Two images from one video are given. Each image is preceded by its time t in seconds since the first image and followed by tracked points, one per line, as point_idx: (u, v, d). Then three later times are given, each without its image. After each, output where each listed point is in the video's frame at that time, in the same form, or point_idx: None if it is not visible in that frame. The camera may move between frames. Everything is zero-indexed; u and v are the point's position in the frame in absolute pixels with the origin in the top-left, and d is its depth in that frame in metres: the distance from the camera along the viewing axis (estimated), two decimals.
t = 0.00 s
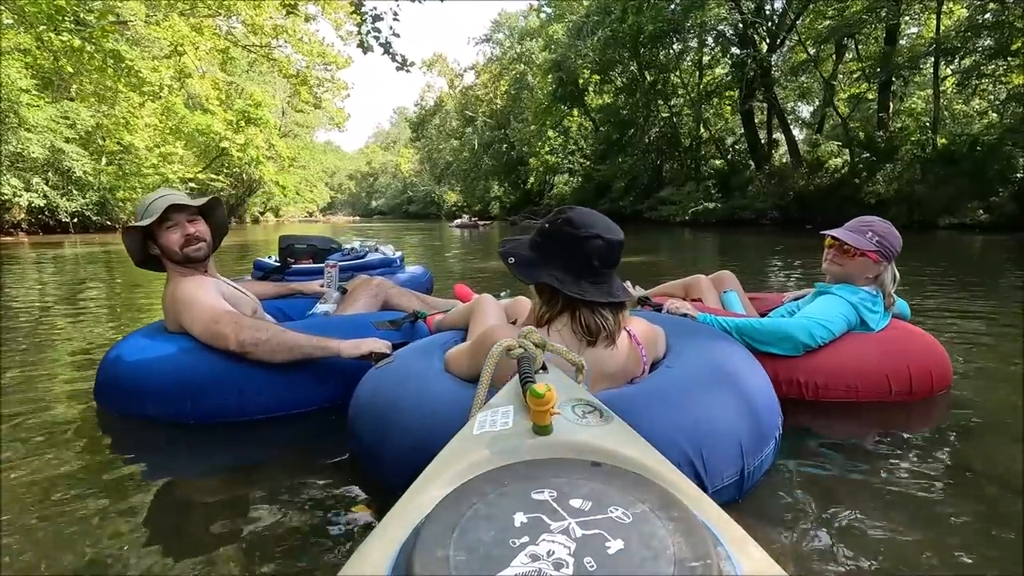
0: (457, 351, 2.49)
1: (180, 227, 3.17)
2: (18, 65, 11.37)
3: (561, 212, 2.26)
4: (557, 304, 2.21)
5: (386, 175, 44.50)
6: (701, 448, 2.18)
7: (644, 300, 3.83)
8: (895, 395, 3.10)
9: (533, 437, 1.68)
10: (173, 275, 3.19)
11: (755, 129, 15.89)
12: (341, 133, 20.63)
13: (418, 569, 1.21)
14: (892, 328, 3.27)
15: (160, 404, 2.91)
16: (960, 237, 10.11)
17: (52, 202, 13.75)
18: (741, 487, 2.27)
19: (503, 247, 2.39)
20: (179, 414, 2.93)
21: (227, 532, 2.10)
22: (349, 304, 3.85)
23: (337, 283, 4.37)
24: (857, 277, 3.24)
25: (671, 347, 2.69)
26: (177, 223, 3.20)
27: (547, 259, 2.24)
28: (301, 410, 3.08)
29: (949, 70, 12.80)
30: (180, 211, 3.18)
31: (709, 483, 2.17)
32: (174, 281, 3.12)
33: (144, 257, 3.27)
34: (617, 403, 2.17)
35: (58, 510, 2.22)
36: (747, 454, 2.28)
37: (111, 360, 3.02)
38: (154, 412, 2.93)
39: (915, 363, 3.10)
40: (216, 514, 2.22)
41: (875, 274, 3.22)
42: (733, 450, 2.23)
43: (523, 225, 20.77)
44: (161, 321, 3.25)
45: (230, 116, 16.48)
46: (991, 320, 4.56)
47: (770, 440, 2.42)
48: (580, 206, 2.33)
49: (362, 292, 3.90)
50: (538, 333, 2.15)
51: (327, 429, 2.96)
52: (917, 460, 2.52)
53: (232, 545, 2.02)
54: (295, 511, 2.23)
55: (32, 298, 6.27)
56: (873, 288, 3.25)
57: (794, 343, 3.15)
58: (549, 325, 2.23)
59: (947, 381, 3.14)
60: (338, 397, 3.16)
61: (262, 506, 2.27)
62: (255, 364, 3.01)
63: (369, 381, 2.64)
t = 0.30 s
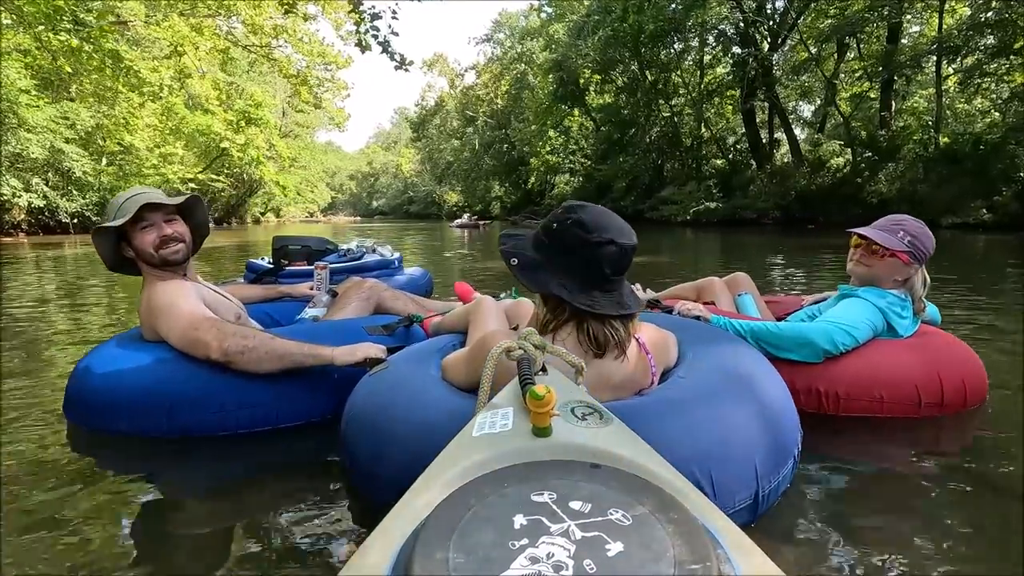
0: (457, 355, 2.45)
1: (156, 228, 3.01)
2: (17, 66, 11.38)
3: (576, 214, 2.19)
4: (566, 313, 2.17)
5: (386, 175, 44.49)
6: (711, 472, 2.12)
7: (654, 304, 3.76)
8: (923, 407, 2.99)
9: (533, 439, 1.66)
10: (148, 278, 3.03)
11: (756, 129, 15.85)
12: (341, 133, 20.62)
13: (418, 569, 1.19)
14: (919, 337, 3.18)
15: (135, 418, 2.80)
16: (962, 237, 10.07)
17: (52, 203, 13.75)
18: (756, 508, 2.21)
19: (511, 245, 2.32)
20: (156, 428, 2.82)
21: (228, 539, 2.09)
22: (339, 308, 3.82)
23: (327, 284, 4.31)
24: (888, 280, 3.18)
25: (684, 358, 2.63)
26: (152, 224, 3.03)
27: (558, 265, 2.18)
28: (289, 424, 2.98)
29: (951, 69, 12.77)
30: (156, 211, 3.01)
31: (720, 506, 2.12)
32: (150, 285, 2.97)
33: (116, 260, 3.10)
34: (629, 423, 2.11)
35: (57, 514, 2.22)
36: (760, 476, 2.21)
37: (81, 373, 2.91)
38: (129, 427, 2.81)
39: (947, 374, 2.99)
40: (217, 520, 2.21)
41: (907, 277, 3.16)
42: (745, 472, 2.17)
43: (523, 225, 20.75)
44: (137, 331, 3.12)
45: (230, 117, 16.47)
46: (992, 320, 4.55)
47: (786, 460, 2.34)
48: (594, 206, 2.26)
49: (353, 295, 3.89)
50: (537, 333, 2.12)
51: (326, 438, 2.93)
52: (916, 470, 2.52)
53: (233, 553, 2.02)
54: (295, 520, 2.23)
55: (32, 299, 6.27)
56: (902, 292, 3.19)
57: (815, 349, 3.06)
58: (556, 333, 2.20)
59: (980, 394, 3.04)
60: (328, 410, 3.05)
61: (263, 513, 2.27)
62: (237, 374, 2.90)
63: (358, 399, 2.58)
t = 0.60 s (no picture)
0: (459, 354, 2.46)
1: (159, 228, 2.99)
2: (22, 68, 11.44)
3: (577, 220, 2.19)
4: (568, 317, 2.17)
5: (389, 175, 44.52)
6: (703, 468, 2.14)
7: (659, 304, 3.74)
8: (922, 407, 2.97)
9: (527, 442, 1.67)
10: (147, 279, 3.01)
11: (759, 127, 15.80)
12: (343, 134, 20.65)
13: (411, 571, 1.19)
14: (925, 337, 3.13)
15: (148, 422, 2.78)
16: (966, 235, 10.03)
17: (56, 205, 13.79)
18: (745, 504, 2.25)
19: (512, 250, 2.32)
20: (171, 430, 2.81)
21: (230, 538, 2.10)
22: (339, 307, 3.81)
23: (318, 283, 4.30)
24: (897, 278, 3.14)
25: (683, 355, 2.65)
26: (155, 223, 3.01)
27: (558, 271, 2.18)
28: (303, 420, 3.02)
29: (955, 66, 12.73)
30: (159, 211, 3.00)
31: (710, 503, 2.14)
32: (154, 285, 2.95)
33: (114, 259, 3.06)
34: (620, 420, 2.14)
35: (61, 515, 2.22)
36: (750, 474, 2.24)
37: (83, 376, 2.84)
38: (143, 430, 2.79)
39: (949, 376, 2.95)
40: (220, 519, 2.22)
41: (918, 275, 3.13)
42: (737, 470, 2.19)
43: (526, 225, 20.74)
44: (136, 332, 3.09)
45: (233, 118, 16.53)
46: (996, 318, 4.53)
47: (776, 459, 2.38)
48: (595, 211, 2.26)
49: (352, 294, 3.89)
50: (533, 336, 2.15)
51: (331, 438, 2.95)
52: (915, 468, 2.50)
53: (235, 551, 2.03)
54: (297, 519, 2.24)
55: (37, 300, 6.30)
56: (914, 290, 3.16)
57: (811, 347, 3.06)
58: (558, 337, 2.20)
59: (986, 396, 2.98)
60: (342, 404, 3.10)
61: (266, 512, 2.27)
62: (254, 374, 2.91)
63: (370, 390, 2.60)
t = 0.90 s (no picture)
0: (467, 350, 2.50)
1: (165, 234, 2.97)
2: (29, 72, 11.54)
3: (576, 221, 2.19)
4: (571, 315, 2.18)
5: (393, 176, 44.61)
6: (705, 452, 2.18)
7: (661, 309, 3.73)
8: (925, 406, 2.94)
9: (526, 440, 1.68)
10: (151, 284, 2.98)
11: (763, 125, 15.77)
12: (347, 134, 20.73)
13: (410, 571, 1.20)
14: (936, 337, 3.08)
15: (166, 424, 2.81)
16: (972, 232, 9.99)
17: (64, 207, 13.78)
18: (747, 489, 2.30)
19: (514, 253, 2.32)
20: (190, 432, 2.84)
21: (238, 537, 2.12)
22: (337, 309, 3.83)
23: (309, 285, 4.33)
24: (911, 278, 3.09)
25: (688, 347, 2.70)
26: (161, 229, 2.99)
27: (560, 272, 2.19)
28: (318, 418, 3.05)
29: (960, 63, 12.69)
30: (166, 216, 2.98)
31: (711, 486, 2.18)
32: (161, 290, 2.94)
33: (117, 263, 3.03)
34: (621, 409, 2.18)
35: (72, 516, 2.25)
36: (751, 458, 2.28)
37: (92, 379, 2.83)
38: (161, 432, 2.82)
39: (955, 376, 2.90)
40: (228, 518, 2.25)
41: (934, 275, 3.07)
42: (738, 454, 2.24)
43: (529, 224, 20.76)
44: (139, 335, 3.07)
45: (238, 119, 16.63)
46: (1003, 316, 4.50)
47: (777, 446, 2.43)
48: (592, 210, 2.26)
49: (350, 296, 3.89)
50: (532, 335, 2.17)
51: (338, 437, 2.97)
52: (920, 465, 2.50)
53: (243, 550, 2.05)
54: (304, 518, 2.26)
55: (46, 302, 6.36)
56: (932, 290, 3.10)
57: (811, 347, 3.09)
58: (566, 336, 2.21)
59: (997, 398, 2.91)
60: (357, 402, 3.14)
61: (274, 511, 2.30)
62: (271, 375, 2.95)
63: (380, 389, 2.64)
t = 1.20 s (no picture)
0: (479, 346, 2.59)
1: (171, 238, 2.99)
2: (38, 76, 11.61)
3: (566, 219, 2.27)
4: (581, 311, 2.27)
5: (398, 176, 44.65)
6: (715, 432, 2.29)
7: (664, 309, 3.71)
8: (925, 405, 2.94)
9: (528, 438, 1.70)
10: (156, 290, 3.00)
11: (768, 123, 15.70)
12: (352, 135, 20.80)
13: (414, 568, 1.21)
14: (945, 337, 3.04)
15: (188, 423, 2.82)
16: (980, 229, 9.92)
17: (74, 211, 13.87)
18: (756, 470, 2.40)
19: (514, 263, 2.36)
20: (211, 431, 2.86)
21: (246, 535, 2.15)
22: (337, 309, 3.85)
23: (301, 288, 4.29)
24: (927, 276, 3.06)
25: (693, 337, 2.80)
26: (166, 234, 3.00)
27: (563, 271, 2.26)
28: (335, 413, 3.13)
29: (967, 58, 12.60)
30: (171, 220, 2.99)
31: (721, 465, 2.28)
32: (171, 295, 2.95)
33: (123, 269, 3.03)
34: (629, 395, 2.27)
35: (83, 515, 2.27)
36: (760, 440, 2.39)
37: (107, 385, 2.82)
38: (182, 432, 2.82)
39: (959, 376, 2.87)
40: (236, 518, 2.26)
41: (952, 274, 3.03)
42: (746, 435, 2.35)
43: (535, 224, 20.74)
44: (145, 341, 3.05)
45: (244, 121, 16.70)
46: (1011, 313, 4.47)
47: (785, 428, 2.54)
48: (575, 204, 2.35)
49: (348, 296, 3.93)
50: (531, 334, 2.22)
51: (346, 438, 2.98)
52: (928, 464, 2.49)
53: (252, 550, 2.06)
54: (311, 515, 2.28)
55: (55, 304, 6.41)
56: (950, 290, 3.05)
57: (811, 342, 3.13)
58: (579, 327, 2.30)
59: (1003, 400, 2.88)
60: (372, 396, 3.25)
61: (282, 511, 2.31)
62: (291, 372, 3.02)
63: (399, 376, 2.73)
